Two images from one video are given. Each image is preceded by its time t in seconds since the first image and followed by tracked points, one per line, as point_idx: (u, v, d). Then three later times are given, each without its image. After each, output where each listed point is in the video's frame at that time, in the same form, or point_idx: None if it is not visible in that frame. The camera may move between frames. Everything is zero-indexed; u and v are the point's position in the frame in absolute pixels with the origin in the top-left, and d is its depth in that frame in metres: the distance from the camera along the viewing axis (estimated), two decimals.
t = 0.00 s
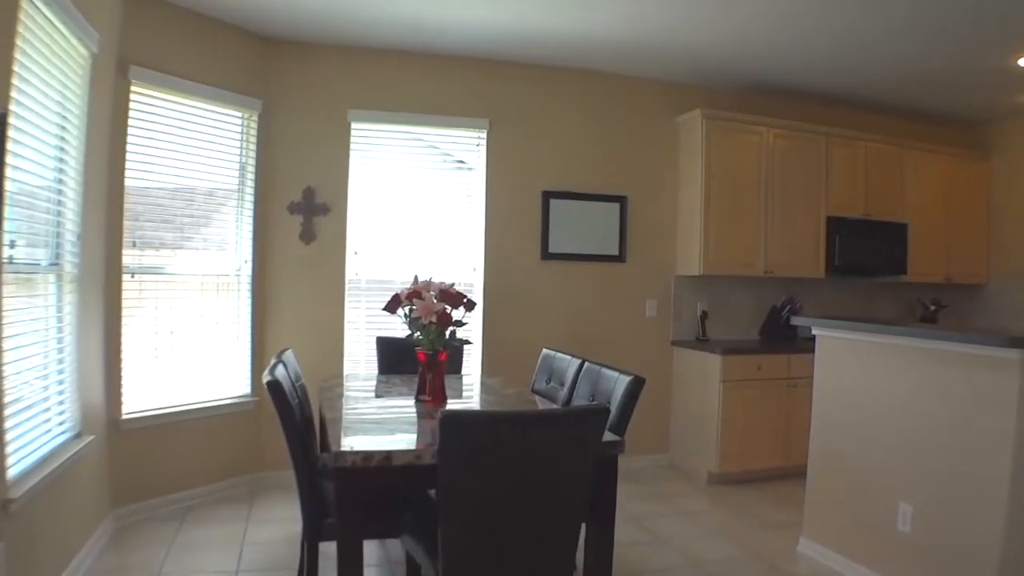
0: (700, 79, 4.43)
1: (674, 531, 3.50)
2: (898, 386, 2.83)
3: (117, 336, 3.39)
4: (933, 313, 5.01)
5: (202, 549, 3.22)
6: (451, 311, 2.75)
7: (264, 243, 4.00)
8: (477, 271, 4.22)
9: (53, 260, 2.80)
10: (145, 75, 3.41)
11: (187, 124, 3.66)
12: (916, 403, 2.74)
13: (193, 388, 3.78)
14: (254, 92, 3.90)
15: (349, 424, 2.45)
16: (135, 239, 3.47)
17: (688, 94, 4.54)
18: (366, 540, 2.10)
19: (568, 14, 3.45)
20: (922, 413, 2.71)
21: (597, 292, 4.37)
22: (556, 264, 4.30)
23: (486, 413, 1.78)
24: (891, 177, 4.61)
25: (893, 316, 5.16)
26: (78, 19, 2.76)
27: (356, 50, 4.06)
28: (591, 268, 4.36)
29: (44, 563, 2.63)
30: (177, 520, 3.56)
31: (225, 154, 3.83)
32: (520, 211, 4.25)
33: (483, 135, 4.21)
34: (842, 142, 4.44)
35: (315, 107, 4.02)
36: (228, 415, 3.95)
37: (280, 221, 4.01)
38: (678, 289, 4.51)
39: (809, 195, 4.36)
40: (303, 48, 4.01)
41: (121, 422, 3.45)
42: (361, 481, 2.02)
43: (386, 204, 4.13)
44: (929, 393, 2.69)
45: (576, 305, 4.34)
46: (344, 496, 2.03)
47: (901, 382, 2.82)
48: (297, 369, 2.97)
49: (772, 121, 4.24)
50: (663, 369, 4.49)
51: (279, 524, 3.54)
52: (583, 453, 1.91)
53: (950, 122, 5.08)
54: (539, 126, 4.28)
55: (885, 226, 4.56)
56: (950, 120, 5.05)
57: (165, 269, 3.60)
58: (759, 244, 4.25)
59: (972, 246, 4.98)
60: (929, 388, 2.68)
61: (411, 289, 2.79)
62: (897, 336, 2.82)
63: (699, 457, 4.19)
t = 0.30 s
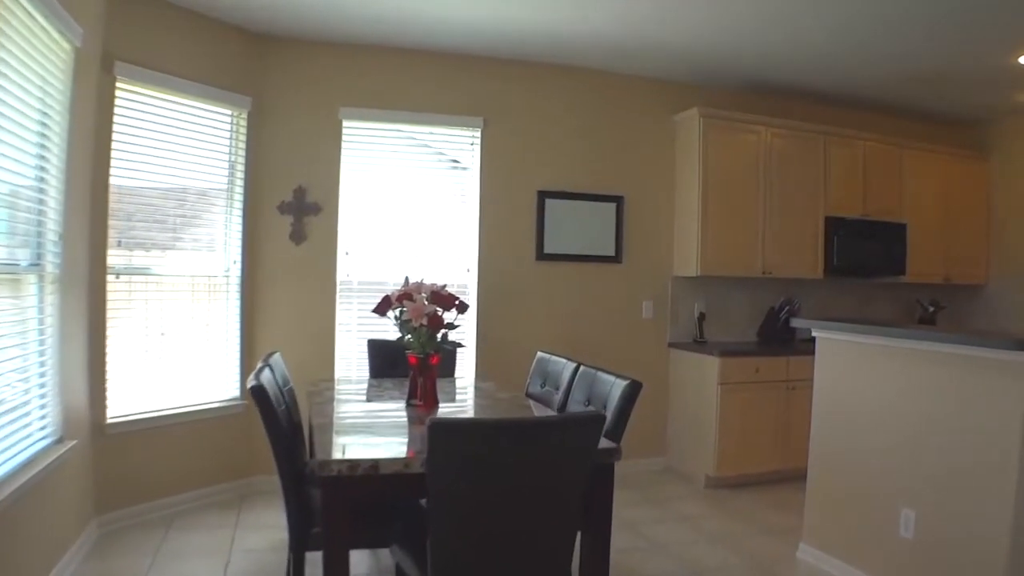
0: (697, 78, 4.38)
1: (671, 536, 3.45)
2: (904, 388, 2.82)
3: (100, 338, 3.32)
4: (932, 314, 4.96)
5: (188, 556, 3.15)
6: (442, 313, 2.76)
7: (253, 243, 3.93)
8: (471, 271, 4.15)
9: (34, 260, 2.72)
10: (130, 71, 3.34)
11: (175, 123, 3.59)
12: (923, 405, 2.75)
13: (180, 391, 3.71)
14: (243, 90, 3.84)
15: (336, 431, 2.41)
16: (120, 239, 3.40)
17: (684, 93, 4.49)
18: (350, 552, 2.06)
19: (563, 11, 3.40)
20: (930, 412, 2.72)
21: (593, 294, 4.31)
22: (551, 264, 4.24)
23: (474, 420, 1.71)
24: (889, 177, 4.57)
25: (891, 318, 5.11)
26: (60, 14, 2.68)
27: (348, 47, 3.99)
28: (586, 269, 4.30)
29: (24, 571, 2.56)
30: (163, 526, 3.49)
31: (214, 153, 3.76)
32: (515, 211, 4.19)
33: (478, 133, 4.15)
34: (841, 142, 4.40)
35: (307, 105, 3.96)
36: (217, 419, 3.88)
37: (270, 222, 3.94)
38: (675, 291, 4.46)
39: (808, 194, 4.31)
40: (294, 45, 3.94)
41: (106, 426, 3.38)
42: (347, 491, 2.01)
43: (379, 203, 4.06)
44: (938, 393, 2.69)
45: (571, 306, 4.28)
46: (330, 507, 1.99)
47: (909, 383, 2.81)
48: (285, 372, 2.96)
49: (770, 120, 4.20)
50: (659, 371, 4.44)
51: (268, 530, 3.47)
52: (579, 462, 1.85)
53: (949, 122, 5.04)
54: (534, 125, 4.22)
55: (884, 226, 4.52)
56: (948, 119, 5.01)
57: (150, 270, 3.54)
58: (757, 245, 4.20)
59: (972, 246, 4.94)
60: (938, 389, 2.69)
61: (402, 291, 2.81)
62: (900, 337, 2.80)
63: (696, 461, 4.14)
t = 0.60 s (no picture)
0: (693, 76, 4.33)
1: (669, 542, 3.39)
2: (909, 389, 2.77)
3: (86, 340, 3.25)
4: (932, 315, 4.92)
5: (177, 562, 3.08)
6: (432, 315, 2.76)
7: (243, 243, 3.86)
8: (465, 272, 4.09)
9: (17, 261, 2.65)
10: (117, 68, 3.28)
11: (163, 121, 3.53)
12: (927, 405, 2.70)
13: (168, 394, 3.64)
14: (233, 87, 3.78)
15: (324, 437, 2.43)
16: (106, 239, 3.34)
17: (681, 92, 4.43)
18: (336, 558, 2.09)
19: (559, 7, 3.34)
20: (939, 416, 2.66)
21: (588, 295, 4.26)
22: (546, 265, 4.19)
23: (462, 426, 1.71)
24: (888, 176, 4.53)
25: (890, 319, 5.07)
26: (43, 9, 2.61)
27: (340, 44, 3.93)
28: (582, 270, 4.24)
29: None
30: (151, 531, 3.42)
31: (203, 151, 3.70)
32: (510, 210, 4.13)
33: (471, 132, 4.09)
34: (839, 141, 4.35)
35: (298, 103, 3.89)
36: (206, 422, 3.81)
37: (260, 222, 3.88)
38: (672, 292, 4.40)
39: (806, 194, 4.26)
40: (285, 42, 3.88)
41: (92, 429, 3.31)
42: (332, 500, 2.02)
43: (372, 203, 3.99)
44: (942, 394, 2.65)
45: (566, 307, 4.22)
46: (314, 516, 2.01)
47: (912, 385, 2.76)
48: (275, 376, 2.97)
49: (768, 119, 4.15)
50: (656, 373, 4.39)
51: (258, 535, 3.41)
52: (572, 469, 1.85)
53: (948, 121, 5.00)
54: (529, 124, 4.17)
55: (883, 226, 4.48)
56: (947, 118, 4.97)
57: (138, 270, 3.47)
58: (754, 246, 4.15)
59: (971, 247, 4.90)
60: (943, 391, 2.64)
61: (393, 293, 2.82)
62: (902, 338, 2.76)
63: (694, 464, 4.09)
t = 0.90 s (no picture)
0: (688, 75, 4.29)
1: (665, 545, 3.35)
2: (908, 390, 2.74)
3: (74, 342, 3.19)
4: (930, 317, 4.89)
5: (166, 567, 3.03)
6: (423, 316, 2.73)
7: (234, 243, 3.82)
8: (459, 272, 4.05)
9: (4, 262, 2.60)
10: (106, 66, 3.22)
11: (152, 119, 3.48)
12: (926, 406, 2.67)
13: (157, 397, 3.59)
14: (224, 86, 3.73)
15: (314, 441, 2.40)
16: (95, 239, 3.28)
17: (676, 91, 4.40)
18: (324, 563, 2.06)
19: (555, 5, 3.30)
20: (939, 418, 2.62)
21: (583, 296, 4.22)
22: (541, 266, 4.14)
23: (454, 430, 1.66)
24: (886, 177, 4.50)
25: (887, 320, 5.04)
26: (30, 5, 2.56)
27: (332, 42, 3.88)
28: (577, 271, 4.20)
29: None
30: (141, 535, 3.37)
31: (193, 150, 3.65)
32: (504, 211, 4.08)
33: (465, 131, 4.04)
34: (837, 141, 4.31)
35: (289, 102, 3.85)
36: (195, 425, 3.75)
37: (251, 222, 3.83)
38: (667, 293, 4.37)
39: (803, 195, 4.23)
40: (276, 40, 3.83)
41: (81, 432, 3.26)
42: (319, 505, 1.98)
43: (364, 203, 3.94)
44: (941, 395, 2.62)
45: (561, 308, 4.18)
46: (300, 522, 1.97)
47: (911, 386, 2.73)
48: (264, 378, 2.92)
49: (765, 119, 4.11)
50: (651, 375, 4.34)
51: (249, 540, 3.35)
52: (565, 473, 1.81)
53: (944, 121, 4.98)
54: (523, 123, 4.12)
55: (880, 227, 4.45)
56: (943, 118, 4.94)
57: (127, 271, 3.42)
58: (751, 246, 4.11)
59: (969, 247, 4.87)
60: (943, 392, 2.61)
61: (383, 293, 2.79)
62: (901, 339, 2.72)
63: (690, 467, 4.05)
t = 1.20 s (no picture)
0: (682, 75, 4.28)
1: (660, 547, 3.32)
2: (904, 391, 2.73)
3: (64, 344, 3.16)
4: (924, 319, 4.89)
5: (158, 571, 3.00)
6: (415, 318, 2.71)
7: (225, 243, 3.79)
8: (451, 273, 4.02)
9: None
10: (97, 65, 3.19)
11: (143, 119, 3.45)
12: (923, 407, 2.65)
13: (147, 398, 3.55)
14: (215, 85, 3.70)
15: (306, 443, 2.37)
16: (85, 240, 3.25)
17: (670, 91, 4.38)
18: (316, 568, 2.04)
19: (550, 4, 3.28)
20: (935, 418, 2.60)
21: (577, 296, 4.20)
22: (535, 266, 4.12)
23: (451, 433, 1.67)
24: (880, 178, 4.49)
25: (882, 321, 5.03)
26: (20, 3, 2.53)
27: (323, 41, 3.85)
28: (571, 272, 4.19)
29: None
30: (132, 538, 3.33)
31: (184, 150, 3.62)
32: (497, 211, 4.06)
33: (458, 131, 4.02)
34: (831, 142, 4.30)
35: (281, 101, 3.82)
36: (186, 427, 3.72)
37: (242, 222, 3.80)
38: (661, 293, 4.35)
39: (797, 195, 4.22)
40: (267, 39, 3.80)
41: (71, 435, 3.22)
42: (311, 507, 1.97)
43: (356, 203, 3.91)
44: (938, 396, 2.60)
45: (555, 309, 4.16)
46: (292, 525, 1.96)
47: (908, 387, 2.71)
48: (255, 379, 2.90)
49: (759, 119, 4.10)
50: (645, 376, 4.32)
51: (241, 543, 3.32)
52: (563, 477, 1.81)
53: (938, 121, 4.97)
54: (516, 123, 4.10)
55: (875, 228, 4.44)
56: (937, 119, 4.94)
57: (118, 272, 3.39)
58: (745, 246, 4.10)
59: (964, 248, 4.87)
60: (940, 393, 2.59)
61: (375, 294, 2.77)
62: (896, 339, 2.71)
63: (684, 468, 4.03)
